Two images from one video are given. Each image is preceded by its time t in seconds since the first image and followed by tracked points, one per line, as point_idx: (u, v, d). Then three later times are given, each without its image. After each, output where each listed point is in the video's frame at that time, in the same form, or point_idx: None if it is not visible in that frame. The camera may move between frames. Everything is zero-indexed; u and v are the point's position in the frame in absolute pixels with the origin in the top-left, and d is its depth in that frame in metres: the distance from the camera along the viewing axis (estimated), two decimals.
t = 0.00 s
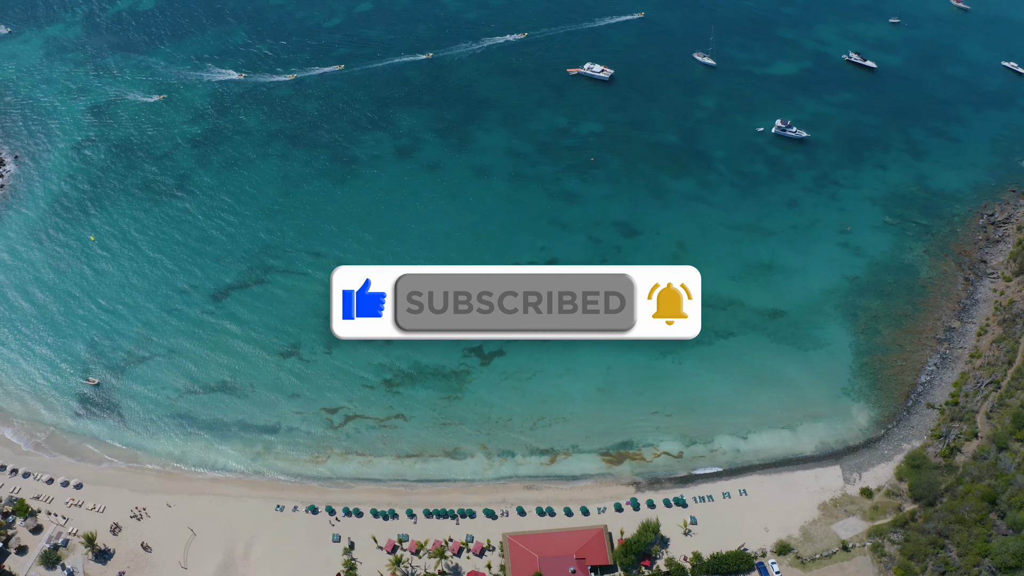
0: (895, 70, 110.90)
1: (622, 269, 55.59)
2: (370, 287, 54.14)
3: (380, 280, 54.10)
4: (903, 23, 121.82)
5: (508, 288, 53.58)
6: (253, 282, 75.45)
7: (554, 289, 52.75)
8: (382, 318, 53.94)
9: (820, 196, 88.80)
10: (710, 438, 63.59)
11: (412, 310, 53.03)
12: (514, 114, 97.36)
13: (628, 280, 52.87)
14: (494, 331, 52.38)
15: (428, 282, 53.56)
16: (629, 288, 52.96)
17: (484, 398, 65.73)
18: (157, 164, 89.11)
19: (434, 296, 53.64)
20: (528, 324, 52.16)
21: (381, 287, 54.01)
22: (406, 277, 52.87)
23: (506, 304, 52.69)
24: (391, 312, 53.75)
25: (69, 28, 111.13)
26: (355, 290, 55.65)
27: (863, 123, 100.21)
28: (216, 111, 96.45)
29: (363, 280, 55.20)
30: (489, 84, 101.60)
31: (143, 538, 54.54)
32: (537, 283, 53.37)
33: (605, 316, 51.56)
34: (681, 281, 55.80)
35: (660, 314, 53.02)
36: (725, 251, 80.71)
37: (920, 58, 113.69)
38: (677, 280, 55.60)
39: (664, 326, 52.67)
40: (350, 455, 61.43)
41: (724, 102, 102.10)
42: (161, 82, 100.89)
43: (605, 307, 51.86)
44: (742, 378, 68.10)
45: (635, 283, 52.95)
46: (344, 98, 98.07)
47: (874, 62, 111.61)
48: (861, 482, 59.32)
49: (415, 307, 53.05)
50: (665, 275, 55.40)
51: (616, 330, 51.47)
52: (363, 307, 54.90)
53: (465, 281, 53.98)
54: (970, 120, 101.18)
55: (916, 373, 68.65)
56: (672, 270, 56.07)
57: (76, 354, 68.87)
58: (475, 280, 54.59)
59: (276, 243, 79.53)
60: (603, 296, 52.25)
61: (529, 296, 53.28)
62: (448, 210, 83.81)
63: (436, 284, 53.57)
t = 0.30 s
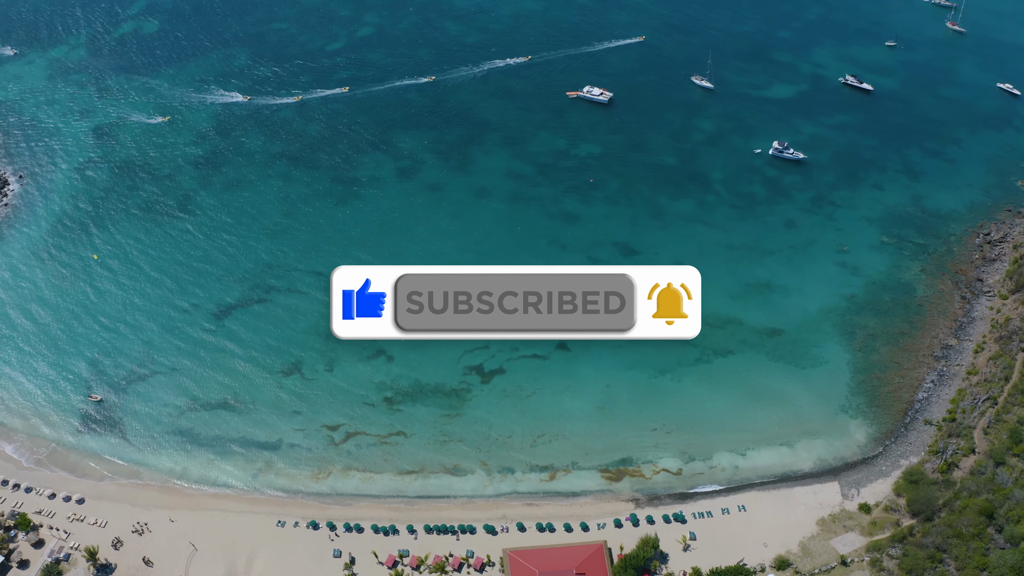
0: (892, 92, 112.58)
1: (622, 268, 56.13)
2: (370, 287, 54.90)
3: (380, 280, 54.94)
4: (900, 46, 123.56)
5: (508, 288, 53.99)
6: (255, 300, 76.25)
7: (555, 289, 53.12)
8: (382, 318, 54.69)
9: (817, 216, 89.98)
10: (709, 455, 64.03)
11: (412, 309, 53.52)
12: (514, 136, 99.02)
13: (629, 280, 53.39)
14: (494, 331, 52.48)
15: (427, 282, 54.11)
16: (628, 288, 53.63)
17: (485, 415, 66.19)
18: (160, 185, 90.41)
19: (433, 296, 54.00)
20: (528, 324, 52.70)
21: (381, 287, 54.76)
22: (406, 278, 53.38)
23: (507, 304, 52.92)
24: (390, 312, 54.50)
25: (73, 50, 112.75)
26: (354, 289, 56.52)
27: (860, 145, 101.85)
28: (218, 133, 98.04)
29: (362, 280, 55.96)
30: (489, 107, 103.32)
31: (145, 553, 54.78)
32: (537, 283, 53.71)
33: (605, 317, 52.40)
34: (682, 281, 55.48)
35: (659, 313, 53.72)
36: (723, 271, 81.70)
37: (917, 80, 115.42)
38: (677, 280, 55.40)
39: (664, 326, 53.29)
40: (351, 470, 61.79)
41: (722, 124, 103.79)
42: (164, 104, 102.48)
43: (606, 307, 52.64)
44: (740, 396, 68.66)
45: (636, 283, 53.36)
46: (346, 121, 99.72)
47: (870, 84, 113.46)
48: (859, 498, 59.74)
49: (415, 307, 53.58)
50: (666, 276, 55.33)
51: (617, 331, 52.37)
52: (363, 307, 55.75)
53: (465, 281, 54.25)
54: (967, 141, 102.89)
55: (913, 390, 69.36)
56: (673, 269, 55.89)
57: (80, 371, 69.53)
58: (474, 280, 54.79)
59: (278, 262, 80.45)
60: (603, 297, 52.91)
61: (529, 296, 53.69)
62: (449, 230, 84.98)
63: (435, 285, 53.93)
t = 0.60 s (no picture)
0: (888, 115, 113.65)
1: (621, 267, 57.09)
2: (370, 287, 56.00)
3: (380, 280, 55.86)
4: (896, 69, 124.21)
5: (508, 288, 54.78)
6: (256, 319, 77.01)
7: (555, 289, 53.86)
8: (382, 317, 55.73)
9: (815, 237, 91.00)
10: (709, 471, 64.37)
11: (413, 310, 54.43)
12: (514, 159, 100.60)
13: (629, 281, 54.16)
14: (494, 330, 53.29)
15: (427, 283, 55.05)
16: (628, 288, 54.52)
17: (486, 432, 66.67)
18: (163, 205, 91.64)
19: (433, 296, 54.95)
20: (529, 323, 53.35)
21: (381, 287, 55.78)
22: (405, 279, 54.31)
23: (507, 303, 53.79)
24: (390, 312, 55.55)
25: (77, 72, 114.51)
26: (355, 288, 57.63)
27: (857, 166, 103.23)
28: (221, 155, 99.56)
29: (362, 280, 57.06)
30: (490, 130, 105.02)
31: (146, 567, 55.34)
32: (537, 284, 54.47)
33: (605, 316, 53.48)
34: (681, 281, 56.50)
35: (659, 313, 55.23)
36: (722, 290, 82.59)
37: (914, 101, 116.70)
38: (676, 280, 56.27)
39: (664, 326, 54.90)
40: (352, 487, 62.36)
41: (720, 147, 105.23)
42: (168, 126, 104.10)
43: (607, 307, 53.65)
44: (739, 413, 69.16)
45: (635, 283, 54.38)
46: (348, 143, 101.38)
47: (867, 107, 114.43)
48: (858, 513, 60.11)
49: (415, 306, 54.55)
50: (665, 275, 56.41)
51: (616, 330, 53.66)
52: (363, 306, 56.87)
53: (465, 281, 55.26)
54: (963, 162, 104.43)
55: (911, 407, 69.96)
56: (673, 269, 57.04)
57: (82, 389, 70.16)
58: (474, 280, 55.64)
59: (280, 282, 81.28)
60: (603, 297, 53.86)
61: (529, 296, 54.42)
62: (450, 251, 86.21)
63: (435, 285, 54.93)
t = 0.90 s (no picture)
0: (883, 137, 115.19)
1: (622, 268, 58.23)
2: (370, 287, 57.19)
3: (380, 280, 56.99)
4: (892, 91, 125.64)
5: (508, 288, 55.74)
6: (257, 339, 77.62)
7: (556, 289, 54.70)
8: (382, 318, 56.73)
9: (812, 257, 92.01)
10: (708, 489, 64.83)
11: (414, 310, 55.26)
12: (514, 181, 102.14)
13: (629, 281, 55.28)
14: (494, 330, 54.24)
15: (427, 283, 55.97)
16: (628, 288, 55.62)
17: (486, 449, 67.17)
18: (166, 226, 92.81)
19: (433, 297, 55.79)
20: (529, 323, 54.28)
21: (381, 287, 57.03)
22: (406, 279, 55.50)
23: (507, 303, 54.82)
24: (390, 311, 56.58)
25: (81, 94, 116.51)
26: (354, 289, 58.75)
27: (854, 188, 104.56)
28: (223, 176, 100.95)
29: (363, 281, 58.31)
30: (490, 153, 106.72)
31: None
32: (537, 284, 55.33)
33: (605, 316, 54.45)
34: (682, 281, 57.68)
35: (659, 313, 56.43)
36: (720, 310, 83.28)
37: (911, 124, 118.40)
38: (676, 280, 57.51)
39: (664, 326, 56.08)
40: (353, 504, 62.95)
41: (718, 169, 106.61)
42: (171, 148, 105.72)
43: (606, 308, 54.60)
44: (737, 431, 69.63)
45: (635, 283, 55.45)
46: (350, 166, 103.00)
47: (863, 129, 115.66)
48: (856, 529, 60.82)
49: (415, 306, 55.37)
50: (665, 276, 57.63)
51: (616, 330, 54.75)
52: (363, 306, 58.04)
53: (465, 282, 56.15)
54: (958, 183, 106.06)
55: (909, 425, 70.52)
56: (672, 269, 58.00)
57: (84, 406, 70.98)
58: (475, 281, 56.66)
59: (281, 302, 81.99)
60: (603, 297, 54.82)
61: (530, 296, 55.32)
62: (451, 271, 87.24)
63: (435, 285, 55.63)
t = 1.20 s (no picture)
0: (879, 159, 116.98)
1: (622, 268, 59.32)
2: (370, 287, 58.20)
3: (380, 280, 58.15)
4: (889, 114, 127.52)
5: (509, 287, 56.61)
6: (258, 358, 78.19)
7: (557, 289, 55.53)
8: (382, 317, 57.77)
9: (810, 277, 93.00)
10: (707, 507, 65.28)
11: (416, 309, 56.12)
12: (514, 203, 103.68)
13: (629, 281, 56.39)
14: (494, 330, 55.36)
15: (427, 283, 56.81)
16: (628, 288, 56.65)
17: (487, 467, 67.66)
18: (168, 246, 93.97)
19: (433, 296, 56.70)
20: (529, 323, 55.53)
21: (381, 287, 58.03)
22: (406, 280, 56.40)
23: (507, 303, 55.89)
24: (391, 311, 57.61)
25: (85, 117, 118.40)
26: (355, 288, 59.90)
27: (851, 209, 105.99)
28: (225, 199, 102.28)
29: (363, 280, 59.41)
30: (490, 176, 108.39)
31: None
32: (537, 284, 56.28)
33: (605, 316, 55.49)
34: (682, 281, 59.12)
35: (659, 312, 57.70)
36: (719, 329, 83.67)
37: (908, 146, 120.34)
38: (677, 280, 59.33)
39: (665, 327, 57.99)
40: (354, 521, 63.50)
41: (717, 191, 108.09)
42: (174, 171, 107.23)
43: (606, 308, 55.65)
44: (736, 449, 70.08)
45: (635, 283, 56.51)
46: (351, 188, 104.50)
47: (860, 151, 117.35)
48: (854, 546, 61.55)
49: (415, 306, 56.25)
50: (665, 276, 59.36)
51: (616, 330, 55.92)
52: (364, 305, 59.25)
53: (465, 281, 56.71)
54: (954, 205, 107.62)
55: (907, 442, 71.00)
56: (672, 269, 59.82)
57: (87, 424, 71.72)
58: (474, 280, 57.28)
59: (283, 322, 82.61)
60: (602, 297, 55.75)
61: (529, 296, 56.28)
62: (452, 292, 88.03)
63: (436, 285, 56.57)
